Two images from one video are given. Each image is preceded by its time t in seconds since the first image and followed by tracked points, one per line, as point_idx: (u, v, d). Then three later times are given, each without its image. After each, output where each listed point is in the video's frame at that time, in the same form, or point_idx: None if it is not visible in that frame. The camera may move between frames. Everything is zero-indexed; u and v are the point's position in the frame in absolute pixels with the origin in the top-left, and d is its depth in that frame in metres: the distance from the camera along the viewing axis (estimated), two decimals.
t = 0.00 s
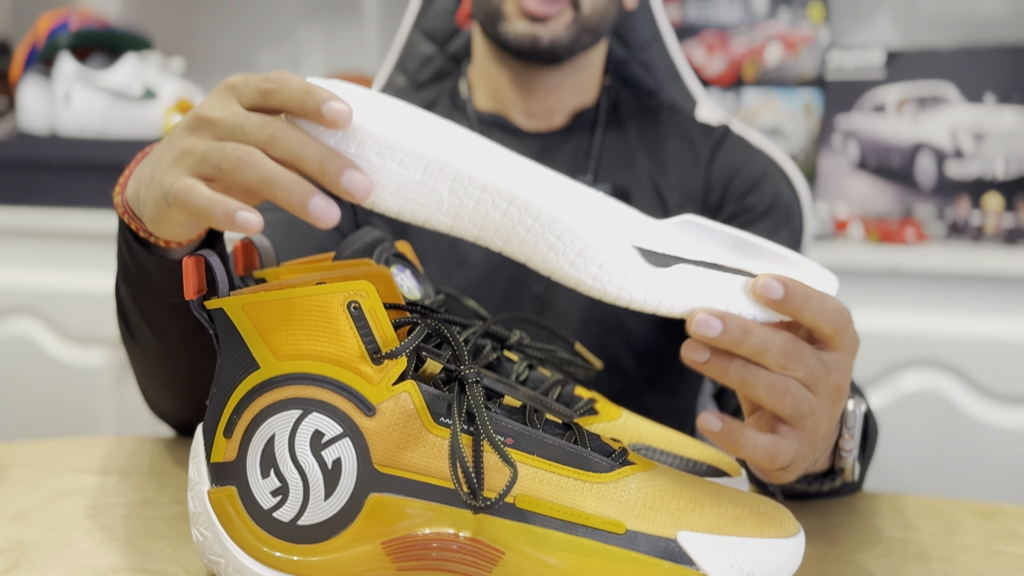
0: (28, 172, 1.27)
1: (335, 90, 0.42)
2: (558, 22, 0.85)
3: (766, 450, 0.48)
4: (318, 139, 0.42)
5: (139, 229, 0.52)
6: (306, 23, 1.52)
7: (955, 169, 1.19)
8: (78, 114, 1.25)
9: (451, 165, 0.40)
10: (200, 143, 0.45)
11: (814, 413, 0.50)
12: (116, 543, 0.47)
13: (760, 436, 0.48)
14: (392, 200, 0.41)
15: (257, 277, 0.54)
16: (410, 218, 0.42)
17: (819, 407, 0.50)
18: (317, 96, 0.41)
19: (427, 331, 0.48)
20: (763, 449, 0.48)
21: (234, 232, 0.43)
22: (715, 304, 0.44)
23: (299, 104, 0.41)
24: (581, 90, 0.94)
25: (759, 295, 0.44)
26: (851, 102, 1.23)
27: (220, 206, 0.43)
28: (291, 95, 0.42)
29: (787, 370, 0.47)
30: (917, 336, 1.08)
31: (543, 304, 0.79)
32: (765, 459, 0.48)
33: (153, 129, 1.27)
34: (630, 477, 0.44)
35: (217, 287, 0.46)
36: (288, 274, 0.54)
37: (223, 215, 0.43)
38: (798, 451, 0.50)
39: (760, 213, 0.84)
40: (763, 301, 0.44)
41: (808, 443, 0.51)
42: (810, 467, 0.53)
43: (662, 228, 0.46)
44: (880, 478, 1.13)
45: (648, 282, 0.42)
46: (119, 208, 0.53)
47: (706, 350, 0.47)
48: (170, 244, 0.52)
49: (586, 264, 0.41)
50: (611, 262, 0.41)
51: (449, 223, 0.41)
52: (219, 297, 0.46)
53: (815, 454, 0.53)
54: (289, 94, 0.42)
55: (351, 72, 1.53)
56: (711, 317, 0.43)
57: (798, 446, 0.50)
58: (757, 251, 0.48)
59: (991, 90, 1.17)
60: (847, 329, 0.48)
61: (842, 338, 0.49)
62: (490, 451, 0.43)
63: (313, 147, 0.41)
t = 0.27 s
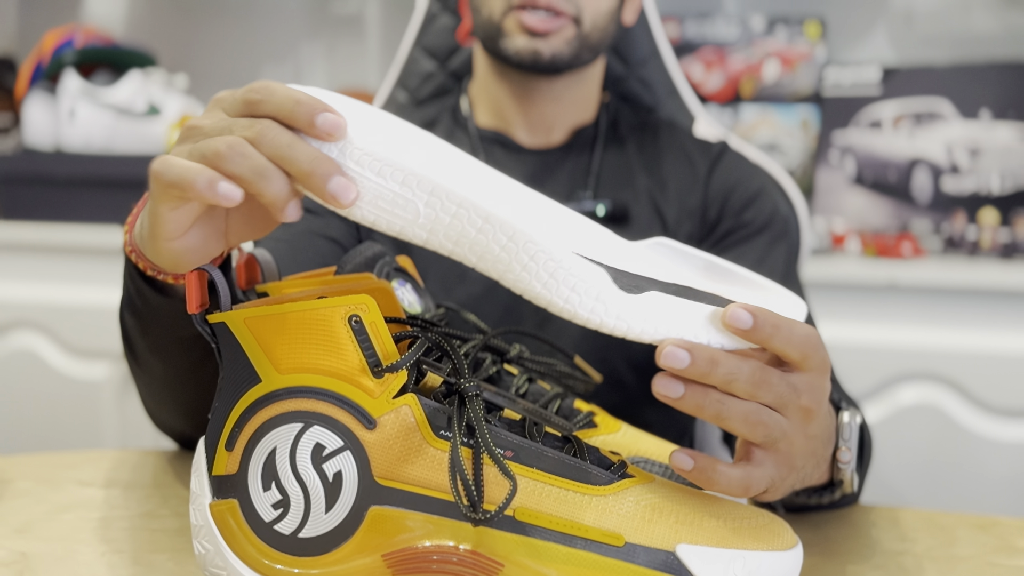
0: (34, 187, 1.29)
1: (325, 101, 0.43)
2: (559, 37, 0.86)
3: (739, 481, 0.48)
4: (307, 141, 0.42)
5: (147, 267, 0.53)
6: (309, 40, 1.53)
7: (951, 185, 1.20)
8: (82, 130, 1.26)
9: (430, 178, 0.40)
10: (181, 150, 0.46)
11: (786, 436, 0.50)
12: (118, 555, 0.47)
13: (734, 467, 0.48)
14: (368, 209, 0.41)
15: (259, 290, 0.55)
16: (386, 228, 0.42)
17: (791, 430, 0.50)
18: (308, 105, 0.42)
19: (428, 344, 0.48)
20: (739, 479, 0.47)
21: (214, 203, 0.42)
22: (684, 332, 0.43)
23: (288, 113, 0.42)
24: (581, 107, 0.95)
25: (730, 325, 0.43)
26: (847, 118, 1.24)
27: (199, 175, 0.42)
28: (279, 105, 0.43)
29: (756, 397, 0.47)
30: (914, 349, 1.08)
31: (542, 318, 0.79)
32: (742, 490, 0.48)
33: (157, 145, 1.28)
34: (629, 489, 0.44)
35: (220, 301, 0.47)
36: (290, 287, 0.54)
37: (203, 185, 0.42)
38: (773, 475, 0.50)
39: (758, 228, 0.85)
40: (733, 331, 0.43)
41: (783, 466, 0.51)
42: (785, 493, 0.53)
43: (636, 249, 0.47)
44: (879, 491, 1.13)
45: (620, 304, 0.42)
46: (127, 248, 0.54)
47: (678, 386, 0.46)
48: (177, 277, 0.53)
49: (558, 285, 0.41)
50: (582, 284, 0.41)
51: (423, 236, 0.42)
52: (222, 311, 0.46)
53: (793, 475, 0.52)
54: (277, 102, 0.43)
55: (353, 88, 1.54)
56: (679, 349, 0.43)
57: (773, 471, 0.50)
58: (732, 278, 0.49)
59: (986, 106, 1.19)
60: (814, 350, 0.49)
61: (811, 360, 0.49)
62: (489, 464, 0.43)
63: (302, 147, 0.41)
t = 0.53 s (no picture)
0: (40, 201, 1.30)
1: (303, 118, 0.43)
2: (558, 45, 0.87)
3: (759, 493, 0.48)
4: (289, 165, 0.43)
5: (144, 284, 0.53)
6: (312, 55, 1.55)
7: (948, 199, 1.21)
8: (87, 144, 1.27)
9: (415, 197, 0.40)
10: (173, 176, 0.47)
11: (807, 451, 0.50)
12: (120, 567, 0.47)
13: (755, 480, 0.48)
14: (356, 229, 0.41)
15: (262, 304, 0.55)
16: (376, 246, 0.42)
17: (812, 445, 0.50)
18: (285, 122, 0.42)
19: (430, 357, 0.49)
20: (758, 492, 0.48)
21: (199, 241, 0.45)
22: (680, 347, 0.41)
23: (266, 132, 0.43)
24: (581, 122, 0.96)
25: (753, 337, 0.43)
26: (846, 131, 1.25)
27: (187, 214, 0.44)
28: (257, 123, 0.43)
29: (780, 414, 0.48)
30: (913, 362, 1.08)
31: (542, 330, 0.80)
32: (761, 503, 0.48)
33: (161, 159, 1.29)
34: (629, 502, 0.44)
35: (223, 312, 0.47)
36: (292, 300, 0.55)
37: (190, 224, 0.44)
38: (793, 489, 0.50)
39: (757, 241, 0.86)
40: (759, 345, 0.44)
41: (804, 479, 0.51)
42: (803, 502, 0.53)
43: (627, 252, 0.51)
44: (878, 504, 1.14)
45: (612, 323, 0.40)
46: (125, 264, 0.53)
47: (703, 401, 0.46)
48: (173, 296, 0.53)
49: (547, 302, 0.40)
50: (571, 302, 0.40)
51: (414, 253, 0.41)
52: (225, 323, 0.47)
53: (812, 488, 0.53)
54: (255, 124, 0.43)
55: (355, 103, 1.56)
56: (700, 367, 0.43)
57: (794, 484, 0.51)
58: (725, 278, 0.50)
59: (984, 120, 1.20)
60: (836, 365, 0.49)
61: (832, 374, 0.49)
62: (491, 476, 0.43)
63: (285, 174, 0.42)
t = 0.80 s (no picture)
0: (44, 213, 1.31)
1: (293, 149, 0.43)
2: (559, 64, 0.88)
3: (766, 512, 0.48)
4: (282, 195, 0.43)
5: (137, 301, 0.54)
6: (314, 67, 1.56)
7: (948, 211, 1.21)
8: (90, 156, 1.28)
9: (405, 231, 0.40)
10: (166, 197, 0.48)
11: (808, 466, 0.50)
12: None
13: (761, 499, 0.48)
14: (347, 258, 0.42)
15: (264, 314, 0.56)
16: (365, 276, 0.42)
17: (813, 460, 0.50)
18: (275, 154, 0.42)
19: (431, 368, 0.49)
20: (766, 511, 0.48)
21: (186, 264, 0.45)
22: (668, 382, 0.42)
23: (257, 164, 0.43)
24: (582, 134, 0.97)
25: (731, 354, 0.44)
26: (846, 143, 1.25)
27: (173, 239, 0.44)
28: (248, 153, 0.43)
29: (775, 433, 0.48)
30: (913, 373, 1.08)
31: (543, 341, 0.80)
32: (770, 522, 0.48)
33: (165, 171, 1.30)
34: (630, 513, 0.44)
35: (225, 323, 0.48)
36: (294, 311, 0.55)
37: (177, 248, 0.44)
38: (800, 506, 0.50)
39: (757, 253, 0.86)
40: (739, 362, 0.44)
41: (810, 495, 0.51)
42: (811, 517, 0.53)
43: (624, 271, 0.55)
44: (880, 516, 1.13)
45: (601, 357, 0.41)
46: (119, 283, 0.54)
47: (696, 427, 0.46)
48: (168, 312, 0.53)
49: (536, 338, 0.41)
50: (561, 337, 0.41)
51: (403, 283, 0.42)
52: (227, 333, 0.47)
53: (818, 502, 0.53)
54: (247, 153, 0.43)
55: (357, 114, 1.56)
56: (690, 399, 0.44)
57: (800, 501, 0.50)
58: (716, 293, 0.53)
59: (983, 133, 1.20)
60: (822, 376, 0.49)
61: (820, 384, 0.50)
62: (492, 486, 0.43)
63: (277, 203, 0.42)
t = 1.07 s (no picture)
0: (47, 222, 1.31)
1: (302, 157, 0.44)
2: (561, 74, 0.89)
3: (773, 515, 0.48)
4: (289, 202, 0.43)
5: (144, 309, 0.54)
6: (316, 77, 1.57)
7: (950, 221, 1.21)
8: (93, 165, 1.29)
9: (406, 242, 0.40)
10: (173, 199, 0.48)
11: (813, 471, 0.50)
12: None
13: (767, 502, 0.48)
14: (349, 267, 0.42)
15: (266, 323, 0.56)
16: (367, 284, 0.43)
17: (817, 465, 0.50)
18: (285, 161, 0.42)
19: (432, 377, 0.49)
20: (772, 515, 0.48)
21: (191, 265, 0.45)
22: (667, 391, 0.43)
23: (266, 170, 0.43)
24: (583, 143, 0.97)
25: (729, 362, 0.44)
26: (847, 153, 1.25)
27: (181, 238, 0.45)
28: (258, 160, 0.44)
29: (778, 437, 0.48)
30: (915, 383, 1.08)
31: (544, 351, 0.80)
32: (776, 526, 0.48)
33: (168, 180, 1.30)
34: (632, 523, 0.44)
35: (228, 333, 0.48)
36: (296, 320, 0.55)
37: (183, 248, 0.45)
38: (806, 511, 0.50)
39: (759, 262, 0.86)
40: (737, 369, 0.44)
41: (816, 499, 0.51)
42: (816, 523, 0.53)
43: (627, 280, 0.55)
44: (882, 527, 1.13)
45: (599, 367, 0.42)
46: (125, 290, 0.55)
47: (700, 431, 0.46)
48: (175, 319, 0.53)
49: (536, 348, 0.42)
50: (560, 349, 0.42)
51: (405, 292, 0.43)
52: (229, 343, 0.47)
53: (824, 506, 0.53)
54: (257, 159, 0.44)
55: (359, 124, 1.57)
56: (690, 407, 0.44)
57: (807, 506, 0.50)
58: (718, 301, 0.54)
59: (984, 143, 1.21)
60: (824, 380, 0.50)
61: (822, 389, 0.50)
62: (494, 496, 0.43)
63: (284, 209, 0.42)
